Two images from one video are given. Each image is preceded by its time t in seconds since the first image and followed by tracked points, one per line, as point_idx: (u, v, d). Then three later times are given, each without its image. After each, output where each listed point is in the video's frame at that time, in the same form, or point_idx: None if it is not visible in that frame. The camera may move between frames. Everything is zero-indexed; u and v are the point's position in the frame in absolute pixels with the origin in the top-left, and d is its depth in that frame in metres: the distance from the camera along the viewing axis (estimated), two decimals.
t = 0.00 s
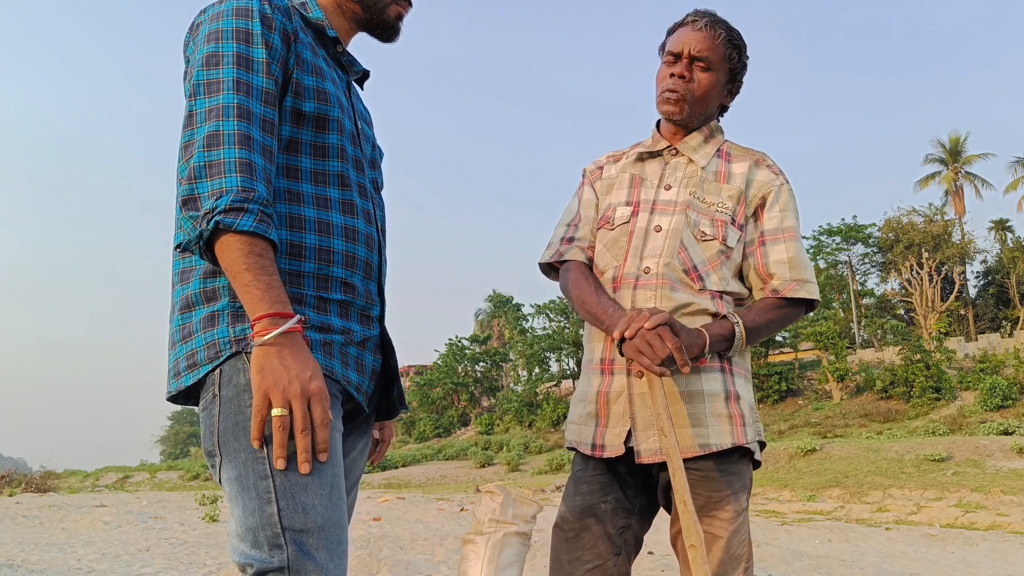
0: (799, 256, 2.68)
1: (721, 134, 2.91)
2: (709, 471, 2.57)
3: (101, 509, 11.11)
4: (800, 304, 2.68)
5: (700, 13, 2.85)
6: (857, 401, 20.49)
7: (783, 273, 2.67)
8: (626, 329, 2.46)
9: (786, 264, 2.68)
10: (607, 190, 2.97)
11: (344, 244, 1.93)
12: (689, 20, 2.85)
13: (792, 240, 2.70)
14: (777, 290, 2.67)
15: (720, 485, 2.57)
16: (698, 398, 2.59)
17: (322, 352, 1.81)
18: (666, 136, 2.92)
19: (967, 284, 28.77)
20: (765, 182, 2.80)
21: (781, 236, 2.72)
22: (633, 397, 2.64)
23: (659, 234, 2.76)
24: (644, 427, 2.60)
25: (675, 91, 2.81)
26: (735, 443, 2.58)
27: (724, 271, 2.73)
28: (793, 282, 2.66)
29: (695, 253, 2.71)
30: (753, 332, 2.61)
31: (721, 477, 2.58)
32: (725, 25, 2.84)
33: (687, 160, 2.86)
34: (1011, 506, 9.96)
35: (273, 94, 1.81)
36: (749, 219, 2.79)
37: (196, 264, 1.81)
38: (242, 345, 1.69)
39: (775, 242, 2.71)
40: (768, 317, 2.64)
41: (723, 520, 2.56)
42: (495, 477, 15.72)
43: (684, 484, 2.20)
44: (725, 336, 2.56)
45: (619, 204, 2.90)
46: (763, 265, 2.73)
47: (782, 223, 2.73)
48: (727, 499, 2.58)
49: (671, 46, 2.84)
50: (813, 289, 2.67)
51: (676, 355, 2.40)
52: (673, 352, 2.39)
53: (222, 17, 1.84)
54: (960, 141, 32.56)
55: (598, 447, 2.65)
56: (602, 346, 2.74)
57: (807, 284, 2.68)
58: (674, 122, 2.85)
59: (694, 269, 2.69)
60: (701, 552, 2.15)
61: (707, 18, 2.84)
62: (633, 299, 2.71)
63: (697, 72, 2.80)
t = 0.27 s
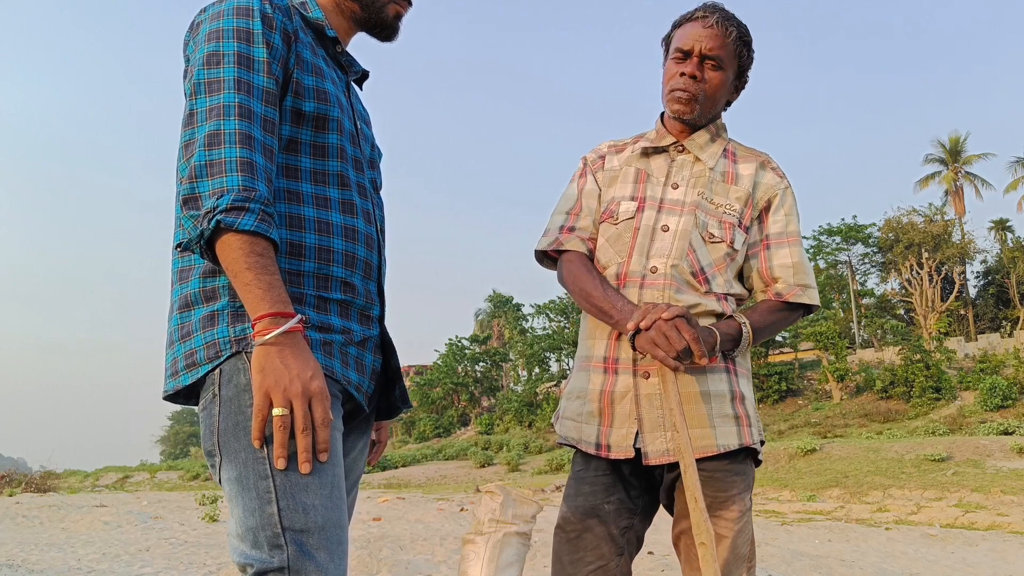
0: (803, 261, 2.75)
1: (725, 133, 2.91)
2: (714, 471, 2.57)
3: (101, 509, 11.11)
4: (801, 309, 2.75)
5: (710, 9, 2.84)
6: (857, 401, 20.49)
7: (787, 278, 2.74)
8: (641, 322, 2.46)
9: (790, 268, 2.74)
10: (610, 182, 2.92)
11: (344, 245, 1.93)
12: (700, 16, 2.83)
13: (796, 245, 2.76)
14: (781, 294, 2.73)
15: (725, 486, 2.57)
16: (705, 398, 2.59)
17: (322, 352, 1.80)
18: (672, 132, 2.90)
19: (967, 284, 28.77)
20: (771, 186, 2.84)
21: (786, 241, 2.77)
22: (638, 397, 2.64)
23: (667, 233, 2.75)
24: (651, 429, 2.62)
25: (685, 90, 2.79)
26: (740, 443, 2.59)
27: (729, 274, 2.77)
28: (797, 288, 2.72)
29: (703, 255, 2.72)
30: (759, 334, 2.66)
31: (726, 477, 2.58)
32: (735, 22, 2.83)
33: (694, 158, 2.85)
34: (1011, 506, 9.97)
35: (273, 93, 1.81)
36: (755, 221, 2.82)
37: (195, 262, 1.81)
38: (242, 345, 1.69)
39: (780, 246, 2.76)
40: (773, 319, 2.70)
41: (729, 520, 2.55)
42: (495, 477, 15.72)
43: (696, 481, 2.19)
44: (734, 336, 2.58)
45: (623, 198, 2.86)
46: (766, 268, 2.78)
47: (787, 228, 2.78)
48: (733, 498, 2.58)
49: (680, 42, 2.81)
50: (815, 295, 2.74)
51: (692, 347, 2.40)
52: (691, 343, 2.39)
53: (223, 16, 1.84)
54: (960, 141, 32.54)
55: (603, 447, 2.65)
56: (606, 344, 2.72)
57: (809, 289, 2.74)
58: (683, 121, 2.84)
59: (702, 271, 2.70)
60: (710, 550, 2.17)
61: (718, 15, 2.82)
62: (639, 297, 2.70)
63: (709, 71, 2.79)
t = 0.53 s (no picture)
0: (804, 260, 2.75)
1: (725, 133, 2.92)
2: (715, 471, 2.57)
3: (101, 509, 11.11)
4: (802, 308, 2.76)
5: (709, 9, 2.83)
6: (857, 401, 20.49)
7: (789, 277, 2.74)
8: (641, 323, 2.46)
9: (791, 267, 2.75)
10: (609, 180, 2.92)
11: (341, 246, 1.93)
12: (699, 15, 2.83)
13: (797, 245, 2.76)
14: (783, 293, 2.74)
15: (726, 486, 2.57)
16: (705, 398, 2.59)
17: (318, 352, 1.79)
18: (672, 130, 2.90)
19: (967, 284, 28.77)
20: (771, 185, 2.84)
21: (787, 240, 2.77)
22: (639, 397, 2.64)
23: (667, 233, 2.75)
24: (652, 428, 2.62)
25: (687, 92, 2.80)
26: (741, 443, 2.59)
27: (730, 272, 2.77)
28: (798, 286, 2.73)
29: (704, 254, 2.73)
30: (760, 332, 2.66)
31: (727, 477, 2.58)
32: (735, 21, 2.83)
33: (694, 157, 2.85)
34: (1012, 506, 9.96)
35: (268, 92, 1.81)
36: (755, 221, 2.83)
37: (192, 261, 1.80)
38: (239, 346, 1.69)
39: (781, 246, 2.77)
40: (774, 318, 2.71)
41: (730, 520, 2.56)
42: (495, 477, 15.72)
43: (697, 481, 2.18)
44: (735, 335, 2.59)
45: (623, 197, 2.86)
46: (768, 267, 2.78)
47: (788, 227, 2.79)
48: (735, 498, 2.58)
49: (680, 43, 2.81)
50: (817, 293, 2.74)
51: (692, 346, 2.40)
52: (690, 343, 2.39)
53: (219, 15, 1.84)
54: (960, 141, 32.54)
55: (603, 447, 2.65)
56: (607, 343, 2.72)
57: (810, 288, 2.74)
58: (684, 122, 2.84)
59: (702, 270, 2.71)
60: (711, 549, 2.16)
61: (717, 15, 2.82)
62: (640, 297, 2.70)
63: (709, 72, 2.79)
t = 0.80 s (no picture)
0: (803, 258, 2.75)
1: (722, 133, 2.92)
2: (715, 471, 2.57)
3: (100, 509, 11.10)
4: (802, 306, 2.76)
5: (700, 10, 2.84)
6: (857, 401, 20.49)
7: (788, 275, 2.75)
8: (643, 324, 2.46)
9: (791, 266, 2.75)
10: (607, 182, 2.91)
11: (338, 246, 1.93)
12: (691, 17, 2.83)
13: (795, 242, 2.76)
14: (782, 292, 2.74)
15: (727, 485, 2.57)
16: (706, 397, 2.59)
17: (315, 351, 1.79)
18: (669, 131, 2.90)
19: (967, 284, 28.77)
20: (768, 184, 2.85)
21: (784, 239, 2.78)
22: (640, 397, 2.65)
23: (666, 233, 2.75)
24: (653, 428, 2.62)
25: (682, 93, 2.80)
26: (742, 443, 2.59)
27: (730, 271, 2.77)
28: (798, 284, 2.73)
29: (704, 254, 2.73)
30: (761, 330, 2.66)
31: (728, 477, 2.58)
32: (726, 22, 2.84)
33: (691, 157, 2.85)
34: (1011, 506, 9.97)
35: (268, 89, 1.81)
36: (753, 220, 2.83)
37: (190, 262, 1.80)
38: (234, 345, 1.69)
39: (779, 244, 2.77)
40: (774, 316, 2.72)
41: (731, 520, 2.55)
42: (495, 477, 15.71)
43: (698, 481, 2.18)
44: (736, 334, 2.58)
45: (621, 199, 2.85)
46: (766, 266, 2.79)
47: (786, 226, 2.79)
48: (735, 498, 2.58)
49: (674, 44, 2.81)
50: (816, 290, 2.75)
51: (696, 347, 2.41)
52: (694, 344, 2.40)
53: (215, 17, 1.85)
54: (960, 141, 32.54)
55: (603, 448, 2.65)
56: (606, 343, 2.72)
57: (809, 286, 2.75)
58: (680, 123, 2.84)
59: (702, 270, 2.71)
60: (711, 550, 2.17)
61: (709, 16, 2.83)
62: (640, 298, 2.70)
63: (703, 73, 2.80)
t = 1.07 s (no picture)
0: (798, 257, 2.75)
1: (714, 134, 2.92)
2: (712, 470, 2.57)
3: (101, 509, 11.11)
4: (799, 304, 2.77)
5: (691, 12, 2.85)
6: (857, 401, 20.49)
7: (785, 274, 2.75)
8: (645, 326, 2.46)
9: (786, 264, 2.75)
10: (602, 185, 2.90)
11: (338, 245, 1.93)
12: (681, 20, 2.84)
13: (790, 241, 2.77)
14: (779, 290, 2.75)
15: (723, 484, 2.57)
16: (703, 397, 2.59)
17: (316, 350, 1.79)
18: (662, 133, 2.90)
19: (967, 284, 28.76)
20: (762, 184, 2.85)
21: (780, 238, 2.78)
22: (638, 398, 2.65)
23: (663, 235, 2.76)
24: (651, 428, 2.63)
25: (674, 96, 2.80)
26: (739, 441, 2.59)
27: (727, 271, 2.77)
28: (794, 283, 2.74)
29: (701, 254, 2.73)
30: (760, 329, 2.66)
31: (724, 476, 2.58)
32: (715, 24, 2.85)
33: (685, 158, 2.85)
34: (1012, 506, 9.96)
35: (276, 84, 1.82)
36: (748, 220, 2.83)
37: (191, 261, 1.79)
38: (235, 345, 1.69)
39: (774, 243, 2.78)
40: (772, 315, 2.72)
41: (729, 518, 2.55)
42: (495, 477, 15.70)
43: (699, 483, 2.16)
44: (735, 334, 2.59)
45: (617, 201, 2.85)
46: (762, 266, 2.79)
47: (781, 225, 2.80)
48: (732, 496, 2.58)
49: (663, 48, 2.82)
50: (812, 288, 2.75)
51: (698, 349, 2.40)
52: (695, 345, 2.40)
53: (218, 17, 1.86)
54: (960, 141, 32.53)
55: (602, 448, 2.65)
56: (604, 343, 2.73)
57: (805, 284, 2.76)
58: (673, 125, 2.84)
59: (700, 271, 2.71)
60: (712, 551, 2.16)
61: (698, 18, 2.84)
62: (639, 300, 2.70)
63: (695, 75, 2.80)
